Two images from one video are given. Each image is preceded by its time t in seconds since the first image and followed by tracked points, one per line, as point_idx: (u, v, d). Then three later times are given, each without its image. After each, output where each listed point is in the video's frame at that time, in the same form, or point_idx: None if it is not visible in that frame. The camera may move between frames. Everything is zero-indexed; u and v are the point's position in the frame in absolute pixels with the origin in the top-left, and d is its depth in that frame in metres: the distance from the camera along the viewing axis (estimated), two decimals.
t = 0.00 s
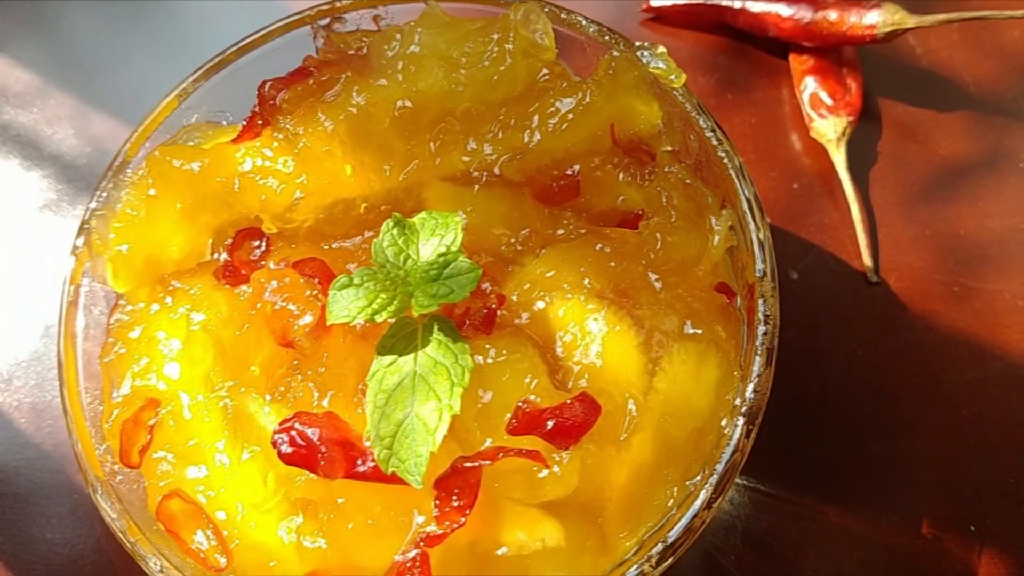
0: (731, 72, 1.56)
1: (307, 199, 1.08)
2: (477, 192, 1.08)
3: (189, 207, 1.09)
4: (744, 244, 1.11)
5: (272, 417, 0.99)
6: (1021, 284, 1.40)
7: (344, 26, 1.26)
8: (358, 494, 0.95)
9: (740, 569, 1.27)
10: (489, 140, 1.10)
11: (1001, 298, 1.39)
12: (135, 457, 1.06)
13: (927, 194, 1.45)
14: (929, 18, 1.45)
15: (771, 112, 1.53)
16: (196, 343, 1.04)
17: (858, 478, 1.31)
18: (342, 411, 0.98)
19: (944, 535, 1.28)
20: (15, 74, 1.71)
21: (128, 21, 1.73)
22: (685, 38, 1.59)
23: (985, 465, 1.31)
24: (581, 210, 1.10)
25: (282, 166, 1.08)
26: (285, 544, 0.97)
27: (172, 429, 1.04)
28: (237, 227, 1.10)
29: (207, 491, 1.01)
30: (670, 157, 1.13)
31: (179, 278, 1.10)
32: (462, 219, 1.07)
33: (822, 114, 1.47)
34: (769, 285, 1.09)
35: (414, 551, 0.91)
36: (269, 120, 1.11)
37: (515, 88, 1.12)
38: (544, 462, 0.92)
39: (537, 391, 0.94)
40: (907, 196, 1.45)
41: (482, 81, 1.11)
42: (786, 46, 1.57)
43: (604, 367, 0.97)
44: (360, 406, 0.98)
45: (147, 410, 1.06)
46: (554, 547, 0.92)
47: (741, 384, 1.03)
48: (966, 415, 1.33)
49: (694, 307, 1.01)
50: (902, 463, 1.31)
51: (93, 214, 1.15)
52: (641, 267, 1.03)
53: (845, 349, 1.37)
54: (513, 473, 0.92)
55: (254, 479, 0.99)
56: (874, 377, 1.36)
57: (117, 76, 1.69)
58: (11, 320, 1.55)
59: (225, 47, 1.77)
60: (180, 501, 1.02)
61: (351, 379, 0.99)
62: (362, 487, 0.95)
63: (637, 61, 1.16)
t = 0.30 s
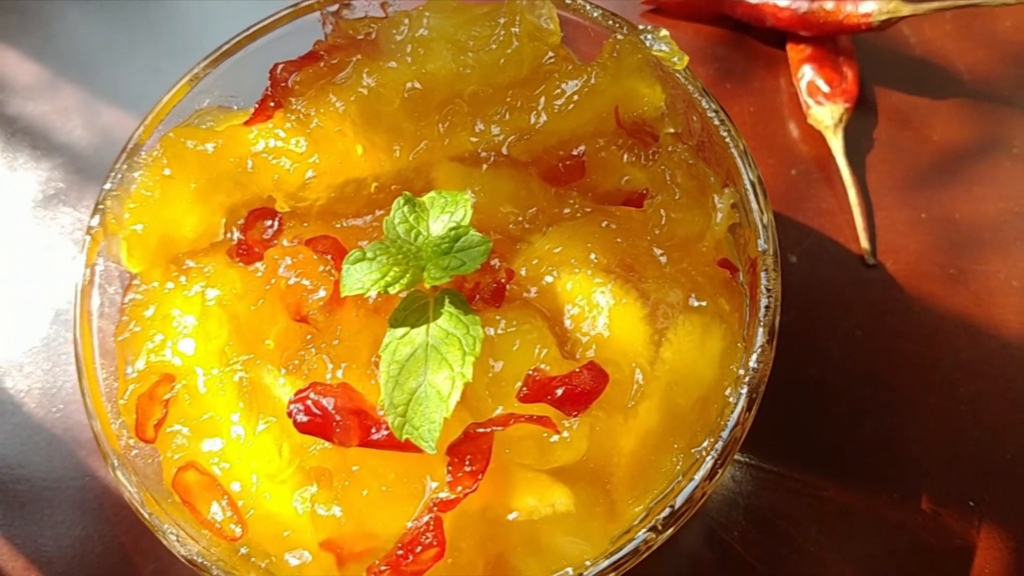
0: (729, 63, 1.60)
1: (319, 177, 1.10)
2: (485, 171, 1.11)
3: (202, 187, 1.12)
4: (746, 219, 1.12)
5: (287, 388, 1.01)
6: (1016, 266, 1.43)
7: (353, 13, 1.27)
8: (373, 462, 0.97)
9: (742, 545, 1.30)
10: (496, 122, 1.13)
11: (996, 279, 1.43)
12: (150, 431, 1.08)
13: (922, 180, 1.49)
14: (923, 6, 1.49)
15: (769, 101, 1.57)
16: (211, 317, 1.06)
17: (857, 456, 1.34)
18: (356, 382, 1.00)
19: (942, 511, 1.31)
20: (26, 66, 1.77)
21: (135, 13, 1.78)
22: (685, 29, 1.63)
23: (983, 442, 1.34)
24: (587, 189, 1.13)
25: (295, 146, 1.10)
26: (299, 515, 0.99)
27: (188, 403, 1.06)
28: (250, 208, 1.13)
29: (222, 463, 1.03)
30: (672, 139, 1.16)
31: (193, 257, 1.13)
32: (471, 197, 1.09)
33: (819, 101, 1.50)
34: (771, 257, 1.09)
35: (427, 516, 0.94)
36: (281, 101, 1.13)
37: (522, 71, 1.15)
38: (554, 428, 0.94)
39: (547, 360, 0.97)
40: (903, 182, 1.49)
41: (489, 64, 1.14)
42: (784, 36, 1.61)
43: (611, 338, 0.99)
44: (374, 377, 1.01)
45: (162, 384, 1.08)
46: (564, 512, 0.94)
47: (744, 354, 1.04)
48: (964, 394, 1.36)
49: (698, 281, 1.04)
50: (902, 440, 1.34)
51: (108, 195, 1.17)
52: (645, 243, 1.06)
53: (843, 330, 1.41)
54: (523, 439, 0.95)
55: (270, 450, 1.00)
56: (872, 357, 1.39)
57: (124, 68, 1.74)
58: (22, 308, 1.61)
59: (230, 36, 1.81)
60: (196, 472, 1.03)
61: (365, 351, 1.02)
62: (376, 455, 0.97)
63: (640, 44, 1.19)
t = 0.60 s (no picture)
0: (724, 60, 1.66)
1: (333, 160, 1.13)
2: (493, 155, 1.15)
3: (219, 169, 1.15)
4: (747, 200, 1.16)
5: (305, 361, 1.04)
6: (1004, 253, 1.48)
7: (362, 5, 1.32)
8: (388, 431, 1.00)
9: (743, 523, 1.34)
10: (504, 108, 1.16)
11: (986, 266, 1.47)
12: (167, 408, 1.10)
13: (912, 171, 1.54)
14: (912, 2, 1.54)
15: (763, 96, 1.62)
16: (229, 295, 1.09)
17: (853, 436, 1.38)
18: (371, 354, 1.03)
19: (938, 489, 1.34)
20: (36, 65, 1.81)
21: (143, 13, 1.83)
22: (681, 28, 1.68)
23: (976, 422, 1.38)
24: (591, 173, 1.17)
25: (309, 130, 1.14)
26: (315, 485, 1.01)
27: (204, 379, 1.08)
28: (264, 190, 1.16)
29: (239, 437, 1.05)
30: (673, 124, 1.21)
31: (210, 240, 1.16)
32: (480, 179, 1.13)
33: (812, 95, 1.55)
34: (770, 235, 1.13)
35: (442, 481, 0.96)
36: (296, 87, 1.17)
37: (528, 58, 1.19)
38: (564, 395, 0.98)
39: (557, 331, 1.00)
40: (894, 173, 1.55)
41: (497, 52, 1.18)
42: (777, 33, 1.66)
43: (618, 311, 1.03)
44: (387, 350, 1.04)
45: (179, 361, 1.10)
46: (574, 478, 0.97)
47: (746, 328, 1.08)
48: (956, 376, 1.40)
49: (701, 257, 1.07)
50: (898, 420, 1.38)
51: (126, 178, 1.20)
52: (649, 222, 1.09)
53: (838, 314, 1.45)
54: (534, 406, 0.98)
55: (287, 422, 1.03)
56: (867, 341, 1.43)
57: (133, 66, 1.79)
58: (31, 299, 1.64)
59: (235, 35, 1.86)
60: (212, 446, 1.05)
61: (379, 326, 1.05)
62: (392, 425, 1.00)
63: (643, 33, 1.23)
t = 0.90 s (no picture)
0: (720, 57, 1.70)
1: (343, 145, 1.16)
2: (499, 141, 1.18)
3: (232, 155, 1.18)
4: (747, 185, 1.19)
5: (318, 338, 1.07)
6: (993, 241, 1.53)
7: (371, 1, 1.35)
8: (400, 405, 1.03)
9: (743, 504, 1.38)
10: (509, 96, 1.20)
11: (976, 254, 1.52)
12: (180, 387, 1.11)
13: (903, 164, 1.59)
14: None
15: (757, 93, 1.67)
16: (242, 276, 1.11)
17: (849, 419, 1.42)
18: (383, 331, 1.07)
19: (933, 472, 1.38)
20: (42, 63, 1.83)
21: (148, 12, 1.86)
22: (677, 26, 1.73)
23: (968, 405, 1.42)
24: (594, 159, 1.20)
25: (320, 117, 1.17)
26: (327, 461, 1.03)
27: (218, 358, 1.10)
28: (275, 176, 1.19)
29: (253, 413, 1.06)
30: (673, 113, 1.24)
31: (222, 225, 1.18)
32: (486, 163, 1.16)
33: (805, 90, 1.60)
34: (770, 217, 1.15)
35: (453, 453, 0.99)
36: (307, 75, 1.20)
37: (532, 49, 1.22)
38: (571, 368, 1.01)
39: (563, 307, 1.03)
40: (885, 166, 1.60)
41: (502, 41, 1.21)
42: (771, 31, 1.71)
43: (622, 290, 1.06)
44: (398, 327, 1.07)
45: (192, 341, 1.12)
46: (581, 450, 1.00)
47: (747, 307, 1.11)
48: (948, 360, 1.45)
49: (702, 239, 1.11)
50: (893, 403, 1.42)
51: (139, 164, 1.22)
52: (652, 205, 1.13)
53: (832, 302, 1.50)
54: (542, 379, 1.01)
55: (300, 398, 1.05)
56: (861, 328, 1.48)
57: (139, 64, 1.82)
58: (39, 291, 1.67)
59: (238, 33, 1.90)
60: (225, 423, 1.07)
61: (390, 305, 1.09)
62: (404, 400, 1.03)
63: (644, 23, 1.27)
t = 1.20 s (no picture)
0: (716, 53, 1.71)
1: (348, 132, 1.16)
2: (502, 130, 1.18)
3: (235, 142, 1.17)
4: (751, 171, 1.19)
5: (324, 323, 1.06)
6: (989, 234, 1.54)
7: None
8: (407, 390, 1.03)
9: (745, 495, 1.38)
10: (513, 84, 1.20)
11: (972, 247, 1.53)
12: (183, 374, 1.10)
13: (899, 158, 1.60)
14: None
15: (753, 89, 1.69)
16: (247, 262, 1.11)
17: (850, 410, 1.42)
18: (389, 317, 1.07)
19: (935, 462, 1.38)
20: (35, 60, 1.82)
21: (143, 10, 1.85)
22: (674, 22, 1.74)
23: (967, 395, 1.43)
24: (597, 148, 1.20)
25: (323, 103, 1.17)
26: (333, 447, 1.02)
27: (222, 346, 1.09)
28: (278, 165, 1.18)
29: (259, 400, 1.05)
30: (675, 102, 1.25)
31: (224, 213, 1.18)
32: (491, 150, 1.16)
33: (802, 84, 1.60)
34: (774, 202, 1.15)
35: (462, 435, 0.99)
36: (309, 63, 1.20)
37: (535, 37, 1.22)
38: (580, 351, 1.01)
39: (571, 291, 1.03)
40: (881, 160, 1.61)
41: (505, 30, 1.21)
42: (766, 28, 1.72)
43: (628, 275, 1.06)
44: (404, 314, 1.07)
45: (195, 329, 1.11)
46: (589, 434, 0.99)
47: (753, 292, 1.11)
48: (946, 351, 1.46)
49: (707, 224, 1.11)
50: (892, 394, 1.43)
51: (141, 152, 1.22)
52: (657, 190, 1.13)
53: (831, 295, 1.51)
54: (551, 362, 1.01)
55: (305, 383, 1.04)
56: (859, 320, 1.49)
57: (134, 61, 1.81)
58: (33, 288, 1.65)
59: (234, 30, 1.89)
60: (230, 410, 1.06)
61: (395, 291, 1.08)
62: (411, 384, 1.03)
63: (646, 12, 1.26)
